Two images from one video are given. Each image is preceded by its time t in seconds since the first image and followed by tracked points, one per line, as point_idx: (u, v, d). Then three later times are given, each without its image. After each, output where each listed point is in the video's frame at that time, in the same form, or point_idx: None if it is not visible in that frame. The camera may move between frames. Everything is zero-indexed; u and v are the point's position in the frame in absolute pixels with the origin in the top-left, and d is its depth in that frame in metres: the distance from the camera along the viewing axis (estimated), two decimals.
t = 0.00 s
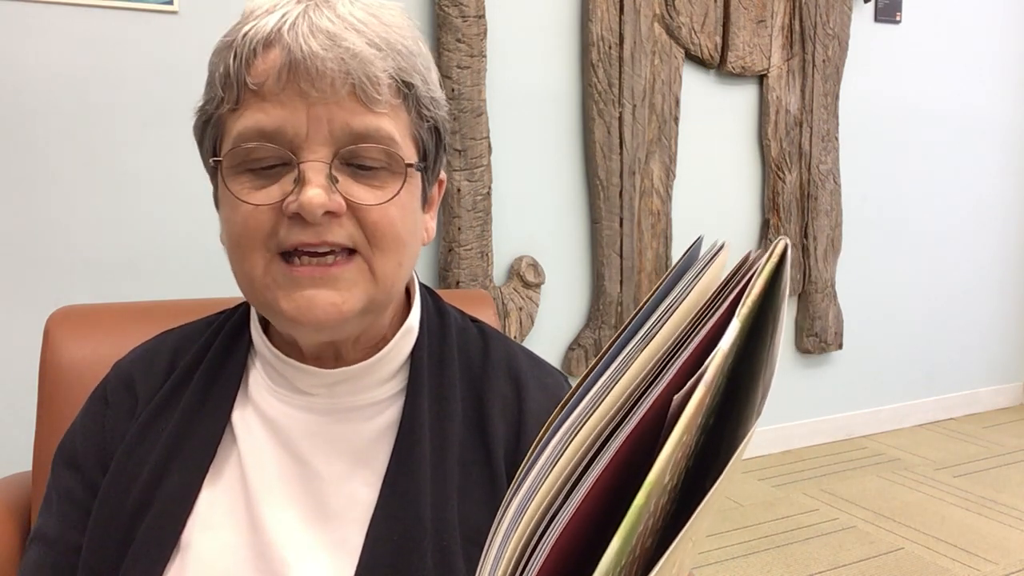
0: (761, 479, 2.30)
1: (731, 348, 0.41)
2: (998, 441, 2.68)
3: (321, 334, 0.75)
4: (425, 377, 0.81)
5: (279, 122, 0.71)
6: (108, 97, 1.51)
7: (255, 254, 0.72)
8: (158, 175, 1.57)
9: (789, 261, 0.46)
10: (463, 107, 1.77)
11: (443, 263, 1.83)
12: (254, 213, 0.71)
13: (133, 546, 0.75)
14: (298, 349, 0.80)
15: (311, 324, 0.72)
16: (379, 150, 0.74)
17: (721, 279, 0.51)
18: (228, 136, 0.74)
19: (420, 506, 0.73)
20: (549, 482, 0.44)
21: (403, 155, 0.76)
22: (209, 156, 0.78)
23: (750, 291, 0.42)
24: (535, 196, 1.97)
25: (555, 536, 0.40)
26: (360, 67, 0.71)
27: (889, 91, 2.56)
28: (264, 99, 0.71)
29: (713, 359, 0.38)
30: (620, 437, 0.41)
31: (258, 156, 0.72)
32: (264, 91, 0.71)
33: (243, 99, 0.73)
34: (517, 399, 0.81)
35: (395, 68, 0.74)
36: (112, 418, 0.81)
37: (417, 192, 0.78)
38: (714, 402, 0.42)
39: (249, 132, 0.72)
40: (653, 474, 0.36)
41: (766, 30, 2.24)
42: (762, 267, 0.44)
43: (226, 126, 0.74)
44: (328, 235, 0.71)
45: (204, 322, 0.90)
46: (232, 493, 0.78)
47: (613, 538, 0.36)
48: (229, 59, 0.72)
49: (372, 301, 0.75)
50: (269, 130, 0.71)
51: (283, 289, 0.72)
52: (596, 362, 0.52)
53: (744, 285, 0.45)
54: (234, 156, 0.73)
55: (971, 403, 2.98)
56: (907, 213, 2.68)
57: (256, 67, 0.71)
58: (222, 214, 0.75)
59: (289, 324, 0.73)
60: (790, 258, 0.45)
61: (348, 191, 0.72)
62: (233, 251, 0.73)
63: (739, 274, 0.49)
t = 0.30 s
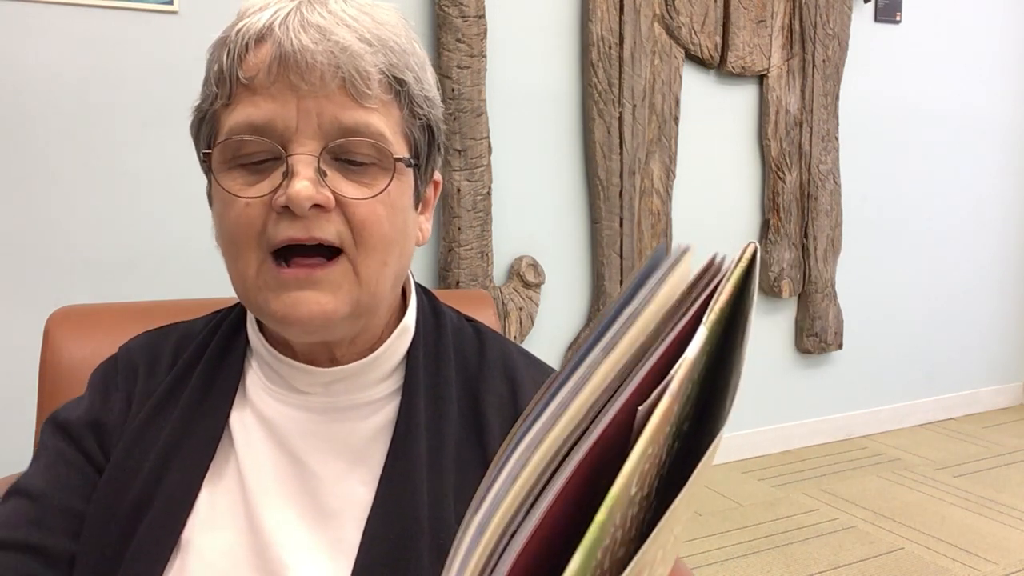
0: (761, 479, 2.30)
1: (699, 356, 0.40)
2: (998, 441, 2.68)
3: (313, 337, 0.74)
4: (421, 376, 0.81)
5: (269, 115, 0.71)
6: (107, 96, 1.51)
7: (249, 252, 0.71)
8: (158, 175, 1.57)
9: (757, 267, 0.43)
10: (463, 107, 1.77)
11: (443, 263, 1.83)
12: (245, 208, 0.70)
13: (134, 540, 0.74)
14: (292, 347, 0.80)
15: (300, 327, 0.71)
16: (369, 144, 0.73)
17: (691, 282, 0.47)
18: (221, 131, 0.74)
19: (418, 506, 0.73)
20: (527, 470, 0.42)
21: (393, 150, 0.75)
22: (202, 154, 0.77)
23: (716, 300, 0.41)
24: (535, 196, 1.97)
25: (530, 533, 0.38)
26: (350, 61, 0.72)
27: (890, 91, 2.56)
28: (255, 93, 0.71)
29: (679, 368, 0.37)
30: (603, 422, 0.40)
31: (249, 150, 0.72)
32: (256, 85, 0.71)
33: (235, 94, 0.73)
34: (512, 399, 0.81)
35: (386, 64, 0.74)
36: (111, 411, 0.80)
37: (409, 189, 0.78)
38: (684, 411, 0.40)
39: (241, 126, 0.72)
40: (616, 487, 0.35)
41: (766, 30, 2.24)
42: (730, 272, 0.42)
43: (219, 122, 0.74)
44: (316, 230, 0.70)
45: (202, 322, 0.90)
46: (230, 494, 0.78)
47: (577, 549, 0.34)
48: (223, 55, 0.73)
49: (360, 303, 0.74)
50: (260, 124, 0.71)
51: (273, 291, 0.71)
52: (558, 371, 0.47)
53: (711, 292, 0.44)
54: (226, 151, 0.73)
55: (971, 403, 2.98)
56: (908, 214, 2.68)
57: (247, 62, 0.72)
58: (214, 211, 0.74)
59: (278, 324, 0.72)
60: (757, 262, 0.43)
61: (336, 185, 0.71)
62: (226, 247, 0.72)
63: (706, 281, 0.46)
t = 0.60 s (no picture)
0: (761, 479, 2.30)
1: (691, 360, 0.40)
2: (998, 441, 2.68)
3: (310, 326, 0.74)
4: (422, 376, 0.81)
5: (273, 115, 0.71)
6: (107, 96, 1.51)
7: (248, 246, 0.71)
8: (159, 174, 1.57)
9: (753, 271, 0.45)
10: (463, 107, 1.77)
11: (443, 263, 1.83)
12: (246, 205, 0.70)
13: (138, 539, 0.74)
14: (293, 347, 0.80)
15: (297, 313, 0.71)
16: (370, 144, 0.73)
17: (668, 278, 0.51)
18: (225, 130, 0.74)
19: (418, 507, 0.73)
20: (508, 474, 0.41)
21: (394, 149, 0.75)
22: (206, 152, 0.77)
23: (712, 304, 0.41)
24: (535, 196, 1.97)
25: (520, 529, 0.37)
26: (352, 62, 0.72)
27: (889, 91, 2.56)
28: (259, 92, 0.72)
29: (670, 372, 0.36)
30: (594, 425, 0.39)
31: (252, 149, 0.72)
32: (260, 84, 0.72)
33: (239, 94, 0.73)
34: (513, 400, 0.81)
35: (389, 65, 0.74)
36: (117, 407, 0.79)
37: (410, 189, 0.78)
38: (677, 411, 0.41)
39: (245, 125, 0.72)
40: (604, 490, 0.34)
41: (766, 30, 2.24)
42: (725, 278, 0.43)
43: (224, 120, 0.74)
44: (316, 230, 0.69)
45: (203, 323, 0.89)
46: (231, 495, 0.78)
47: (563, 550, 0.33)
48: (228, 55, 0.73)
49: (359, 292, 0.73)
50: (262, 122, 0.71)
51: (274, 276, 0.70)
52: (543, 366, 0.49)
53: (705, 298, 0.45)
54: (230, 148, 0.73)
55: (971, 403, 2.98)
56: (908, 214, 2.68)
57: (251, 62, 0.72)
58: (217, 207, 0.74)
59: (278, 313, 0.72)
60: (752, 270, 0.45)
61: (337, 185, 0.71)
62: (229, 240, 0.72)
63: (700, 285, 0.48)
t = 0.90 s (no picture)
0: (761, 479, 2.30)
1: (683, 364, 0.40)
2: (998, 440, 2.68)
3: (309, 309, 0.73)
4: (422, 375, 0.81)
5: (277, 103, 0.71)
6: (107, 96, 1.51)
7: (246, 232, 0.70)
8: (159, 174, 1.57)
9: (746, 273, 0.45)
10: (463, 107, 1.77)
11: (443, 263, 1.83)
12: (246, 190, 0.70)
13: (140, 538, 0.74)
14: (295, 347, 0.80)
15: (297, 295, 0.69)
16: (372, 132, 0.73)
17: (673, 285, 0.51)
18: (228, 122, 0.74)
19: (418, 508, 0.73)
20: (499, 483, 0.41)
21: (396, 141, 0.75)
22: (209, 147, 0.77)
23: (705, 308, 0.41)
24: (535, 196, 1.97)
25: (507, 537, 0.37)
26: (356, 54, 0.72)
27: (889, 91, 2.56)
28: (264, 83, 0.72)
29: (661, 378, 0.37)
30: (583, 430, 0.39)
31: (256, 137, 0.72)
32: (264, 75, 0.72)
33: (244, 85, 0.73)
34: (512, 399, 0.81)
35: (392, 60, 0.74)
36: (118, 407, 0.79)
37: (411, 184, 0.78)
38: (670, 416, 0.41)
39: (249, 115, 0.72)
40: (592, 498, 0.34)
41: (766, 30, 2.24)
42: (719, 282, 0.43)
43: (227, 113, 0.74)
44: (317, 215, 0.69)
45: (203, 324, 0.90)
46: (231, 498, 0.78)
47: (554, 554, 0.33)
48: (234, 48, 0.73)
49: (359, 278, 0.72)
50: (266, 111, 0.71)
51: (272, 253, 0.69)
52: (538, 377, 0.49)
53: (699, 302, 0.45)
54: (234, 137, 0.73)
55: (971, 403, 2.98)
56: (907, 214, 2.68)
57: (257, 53, 0.72)
58: (219, 199, 0.74)
59: (278, 297, 0.71)
60: (746, 271, 0.45)
61: (340, 172, 0.71)
62: (228, 231, 0.71)
63: (693, 289, 0.48)
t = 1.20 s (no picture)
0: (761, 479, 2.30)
1: (667, 362, 0.40)
2: (998, 440, 2.68)
3: (310, 311, 0.73)
4: (421, 376, 0.81)
5: (277, 106, 0.71)
6: (108, 96, 1.51)
7: (248, 237, 0.70)
8: (159, 174, 1.57)
9: (731, 273, 0.46)
10: (463, 107, 1.77)
11: (443, 264, 1.83)
12: (248, 196, 0.70)
13: (141, 538, 0.74)
14: (294, 346, 0.80)
15: (299, 301, 0.69)
16: (373, 135, 0.73)
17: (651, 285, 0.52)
18: (228, 125, 0.74)
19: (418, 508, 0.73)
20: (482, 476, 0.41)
21: (397, 143, 0.75)
22: (208, 149, 0.77)
23: (688, 307, 0.42)
24: (535, 196, 1.97)
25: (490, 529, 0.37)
26: (357, 56, 0.72)
27: (889, 91, 2.55)
28: (264, 85, 0.72)
29: (643, 377, 0.37)
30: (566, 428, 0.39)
31: (256, 139, 0.72)
32: (264, 77, 0.72)
33: (244, 88, 0.73)
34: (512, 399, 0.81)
35: (392, 61, 0.74)
36: (117, 407, 0.79)
37: (411, 185, 0.78)
38: (654, 415, 0.41)
39: (249, 118, 0.72)
40: (572, 497, 0.34)
41: (766, 30, 2.24)
42: (703, 281, 0.44)
43: (227, 116, 0.74)
44: (320, 219, 0.69)
45: (203, 324, 0.90)
46: (231, 498, 0.78)
47: (534, 552, 0.33)
48: (234, 50, 0.73)
49: (360, 283, 0.72)
50: (267, 114, 0.71)
51: (274, 263, 0.69)
52: (524, 369, 0.50)
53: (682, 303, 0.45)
54: (234, 141, 0.73)
55: (971, 403, 2.98)
56: (908, 214, 2.68)
57: (257, 55, 0.72)
58: (219, 203, 0.74)
59: (278, 301, 0.71)
60: (731, 270, 0.45)
61: (341, 175, 0.71)
62: (228, 236, 0.71)
63: (680, 287, 0.48)
